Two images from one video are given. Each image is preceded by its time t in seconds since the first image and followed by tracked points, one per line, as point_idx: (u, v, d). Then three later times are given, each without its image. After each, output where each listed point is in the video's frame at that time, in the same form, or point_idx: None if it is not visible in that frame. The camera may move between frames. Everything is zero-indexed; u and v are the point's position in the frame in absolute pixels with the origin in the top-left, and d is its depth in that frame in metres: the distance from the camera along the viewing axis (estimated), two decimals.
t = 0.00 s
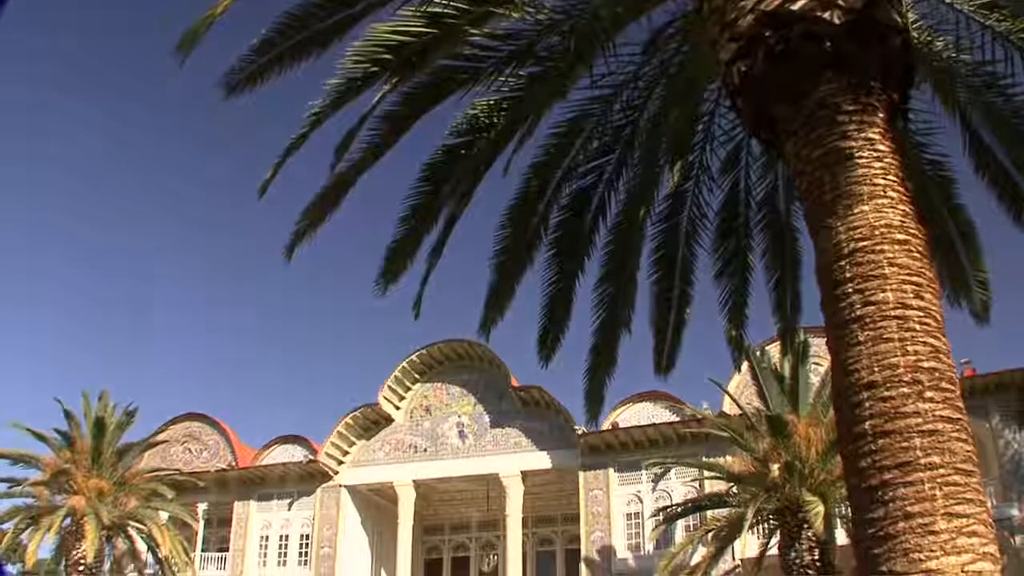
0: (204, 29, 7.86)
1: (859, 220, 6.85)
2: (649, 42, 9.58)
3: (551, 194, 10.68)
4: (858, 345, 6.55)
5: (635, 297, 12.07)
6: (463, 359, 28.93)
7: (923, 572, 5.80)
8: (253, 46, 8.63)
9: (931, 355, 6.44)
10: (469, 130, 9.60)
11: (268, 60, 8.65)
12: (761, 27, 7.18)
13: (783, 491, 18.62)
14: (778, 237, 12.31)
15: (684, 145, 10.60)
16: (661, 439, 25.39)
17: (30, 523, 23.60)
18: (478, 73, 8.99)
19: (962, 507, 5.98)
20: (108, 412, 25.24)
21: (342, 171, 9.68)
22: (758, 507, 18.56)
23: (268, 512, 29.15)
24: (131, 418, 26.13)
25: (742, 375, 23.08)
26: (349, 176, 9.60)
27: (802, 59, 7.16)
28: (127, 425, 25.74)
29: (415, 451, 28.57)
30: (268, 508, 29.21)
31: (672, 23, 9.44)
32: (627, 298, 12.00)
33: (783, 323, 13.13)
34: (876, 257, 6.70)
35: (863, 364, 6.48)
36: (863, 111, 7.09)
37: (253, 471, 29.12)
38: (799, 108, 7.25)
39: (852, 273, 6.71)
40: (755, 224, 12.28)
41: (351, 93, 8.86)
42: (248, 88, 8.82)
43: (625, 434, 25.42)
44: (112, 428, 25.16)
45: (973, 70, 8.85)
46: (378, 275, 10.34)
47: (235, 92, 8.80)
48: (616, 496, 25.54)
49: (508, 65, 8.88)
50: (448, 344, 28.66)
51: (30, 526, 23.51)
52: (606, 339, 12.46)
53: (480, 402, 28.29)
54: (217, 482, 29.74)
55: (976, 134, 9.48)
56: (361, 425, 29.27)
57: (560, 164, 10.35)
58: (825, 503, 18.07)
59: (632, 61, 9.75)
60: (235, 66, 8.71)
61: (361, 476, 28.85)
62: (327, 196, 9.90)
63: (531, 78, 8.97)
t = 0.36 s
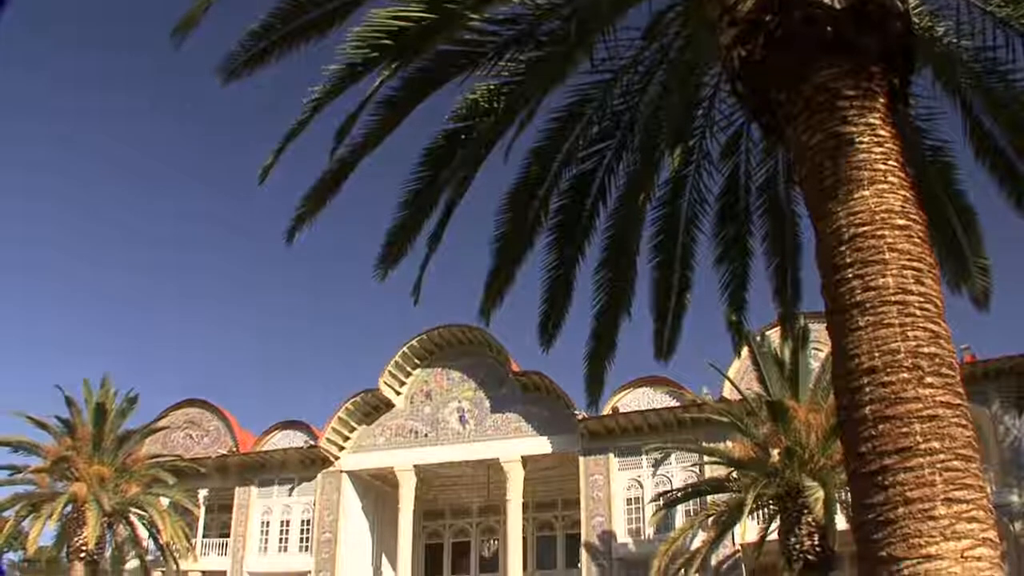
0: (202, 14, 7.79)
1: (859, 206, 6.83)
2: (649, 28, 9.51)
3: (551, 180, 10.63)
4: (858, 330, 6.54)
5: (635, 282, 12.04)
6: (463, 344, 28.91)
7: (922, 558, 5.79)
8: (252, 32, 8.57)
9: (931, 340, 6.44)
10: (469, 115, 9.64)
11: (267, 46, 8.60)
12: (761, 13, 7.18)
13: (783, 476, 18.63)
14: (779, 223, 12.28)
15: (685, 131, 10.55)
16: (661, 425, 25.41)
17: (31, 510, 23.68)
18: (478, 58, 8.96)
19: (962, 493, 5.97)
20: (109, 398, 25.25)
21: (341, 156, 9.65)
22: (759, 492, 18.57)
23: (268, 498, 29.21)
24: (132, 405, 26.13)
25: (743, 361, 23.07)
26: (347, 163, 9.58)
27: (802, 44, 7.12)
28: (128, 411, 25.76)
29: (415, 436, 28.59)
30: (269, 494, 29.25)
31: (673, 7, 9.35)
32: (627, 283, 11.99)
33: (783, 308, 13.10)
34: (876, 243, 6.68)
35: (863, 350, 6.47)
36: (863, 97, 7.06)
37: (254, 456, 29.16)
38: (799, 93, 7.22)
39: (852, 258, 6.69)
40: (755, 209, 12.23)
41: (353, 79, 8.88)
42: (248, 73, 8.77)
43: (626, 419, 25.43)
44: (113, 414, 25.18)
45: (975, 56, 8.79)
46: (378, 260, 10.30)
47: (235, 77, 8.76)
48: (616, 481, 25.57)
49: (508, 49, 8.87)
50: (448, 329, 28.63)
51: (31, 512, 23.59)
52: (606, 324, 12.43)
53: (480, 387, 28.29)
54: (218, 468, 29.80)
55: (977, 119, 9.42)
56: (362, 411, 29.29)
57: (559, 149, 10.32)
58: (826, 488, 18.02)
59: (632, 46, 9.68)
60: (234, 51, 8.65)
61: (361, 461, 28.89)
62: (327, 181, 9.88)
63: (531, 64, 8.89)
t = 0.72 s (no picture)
0: None
1: (860, 186, 6.89)
2: (650, 9, 9.44)
3: (552, 160, 10.56)
4: (858, 312, 6.62)
5: (635, 264, 11.98)
6: (463, 325, 28.88)
7: (922, 539, 5.91)
8: (252, 13, 8.46)
9: (931, 323, 6.53)
10: (469, 95, 9.48)
11: (267, 27, 8.50)
12: None
13: (783, 458, 18.63)
14: (779, 204, 12.25)
15: (685, 112, 10.48)
16: (661, 406, 25.41)
17: (33, 493, 23.69)
18: (478, 38, 8.73)
19: (962, 474, 6.08)
20: (110, 381, 25.25)
21: (341, 137, 9.59)
22: (759, 473, 18.59)
23: (269, 480, 29.34)
24: (133, 387, 26.13)
25: (743, 342, 23.06)
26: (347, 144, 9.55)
27: (802, 24, 7.24)
28: (129, 394, 25.76)
29: (416, 418, 28.63)
30: (270, 475, 29.33)
31: None
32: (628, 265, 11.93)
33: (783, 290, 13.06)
34: (877, 224, 6.74)
35: (863, 331, 6.56)
36: (864, 78, 7.13)
37: (255, 438, 29.21)
38: (801, 74, 7.29)
39: (853, 240, 6.76)
40: (756, 190, 12.20)
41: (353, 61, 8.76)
42: (249, 54, 8.67)
43: (626, 400, 25.45)
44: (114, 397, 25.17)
45: (976, 38, 8.70)
46: (379, 241, 10.24)
47: (235, 59, 8.65)
48: (616, 463, 25.62)
49: (509, 30, 8.71)
50: (449, 311, 28.61)
51: (33, 496, 23.61)
52: (606, 304, 12.38)
53: (480, 368, 28.30)
54: (220, 450, 29.87)
55: (978, 102, 9.31)
56: (362, 392, 29.30)
57: (559, 130, 10.24)
58: (825, 470, 18.12)
59: (633, 27, 9.63)
60: (233, 32, 8.54)
61: (362, 443, 28.93)
62: (327, 162, 9.83)
63: (531, 45, 8.80)
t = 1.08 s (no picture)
0: None
1: (860, 168, 6.91)
2: None
3: (552, 141, 10.49)
4: (858, 293, 6.63)
5: (634, 245, 11.96)
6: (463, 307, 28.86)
7: (922, 521, 5.94)
8: None
9: (931, 305, 6.53)
10: (469, 77, 9.34)
11: (266, 9, 8.41)
12: None
13: (783, 440, 18.63)
14: (779, 186, 12.17)
15: (686, 94, 10.42)
16: (661, 387, 25.41)
17: (35, 477, 23.73)
18: (478, 20, 8.69)
19: (962, 457, 6.10)
20: (111, 364, 25.26)
21: (341, 120, 9.54)
22: (759, 455, 18.61)
23: (269, 463, 29.41)
24: (133, 370, 26.15)
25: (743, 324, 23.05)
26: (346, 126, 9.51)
27: (800, 7, 7.31)
28: (130, 377, 25.78)
29: (416, 399, 28.66)
30: (271, 458, 29.41)
31: None
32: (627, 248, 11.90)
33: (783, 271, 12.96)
34: (877, 206, 6.76)
35: (863, 313, 6.57)
36: (865, 60, 7.14)
37: (256, 420, 29.26)
38: (801, 56, 7.31)
39: (853, 222, 6.78)
40: (756, 172, 12.14)
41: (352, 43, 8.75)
42: (249, 36, 8.59)
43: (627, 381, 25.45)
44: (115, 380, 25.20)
45: (977, 20, 8.59)
46: (379, 223, 10.19)
47: (235, 41, 8.56)
48: (616, 444, 25.66)
49: (508, 11, 8.65)
50: (451, 293, 28.58)
51: (34, 480, 23.64)
52: (606, 286, 12.36)
53: (480, 349, 28.30)
54: (221, 433, 29.93)
55: (980, 85, 9.25)
56: (362, 374, 29.31)
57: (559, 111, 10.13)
58: (825, 451, 18.15)
59: (633, 8, 9.58)
60: (232, 14, 8.46)
61: (362, 425, 28.96)
62: (327, 145, 9.80)
63: (531, 26, 8.68)
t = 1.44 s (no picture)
0: None
1: (861, 149, 6.88)
2: None
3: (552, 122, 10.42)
4: (858, 275, 6.61)
5: (634, 227, 11.91)
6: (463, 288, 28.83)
7: (921, 503, 5.93)
8: None
9: (931, 287, 6.51)
10: (469, 57, 9.26)
11: None
12: None
13: (783, 421, 18.64)
14: (779, 168, 12.10)
15: (686, 75, 10.34)
16: (661, 369, 25.42)
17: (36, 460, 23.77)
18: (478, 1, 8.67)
19: (961, 439, 6.09)
20: (111, 347, 25.26)
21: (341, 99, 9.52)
22: (759, 437, 18.63)
23: (270, 445, 29.48)
24: (134, 353, 26.15)
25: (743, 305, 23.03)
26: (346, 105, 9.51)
27: None
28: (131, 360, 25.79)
29: (416, 380, 28.67)
30: (271, 440, 29.48)
31: None
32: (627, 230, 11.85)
33: (783, 252, 12.91)
34: (878, 187, 6.73)
35: (864, 294, 6.55)
36: (865, 42, 7.10)
37: (256, 403, 29.30)
38: (802, 38, 7.27)
39: (853, 204, 6.76)
40: (756, 153, 12.06)
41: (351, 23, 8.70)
42: (248, 18, 8.51)
43: (626, 363, 25.46)
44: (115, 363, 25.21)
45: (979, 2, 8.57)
46: (378, 205, 10.13)
47: (234, 22, 8.49)
48: (616, 425, 25.69)
49: None
50: (452, 274, 28.54)
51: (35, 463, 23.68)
52: (607, 267, 12.32)
53: (480, 331, 28.30)
54: (221, 415, 29.99)
55: (982, 69, 9.19)
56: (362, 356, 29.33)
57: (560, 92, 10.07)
58: (825, 433, 18.16)
59: None
60: None
61: (362, 406, 28.97)
62: (326, 126, 9.79)
63: (531, 6, 8.65)
